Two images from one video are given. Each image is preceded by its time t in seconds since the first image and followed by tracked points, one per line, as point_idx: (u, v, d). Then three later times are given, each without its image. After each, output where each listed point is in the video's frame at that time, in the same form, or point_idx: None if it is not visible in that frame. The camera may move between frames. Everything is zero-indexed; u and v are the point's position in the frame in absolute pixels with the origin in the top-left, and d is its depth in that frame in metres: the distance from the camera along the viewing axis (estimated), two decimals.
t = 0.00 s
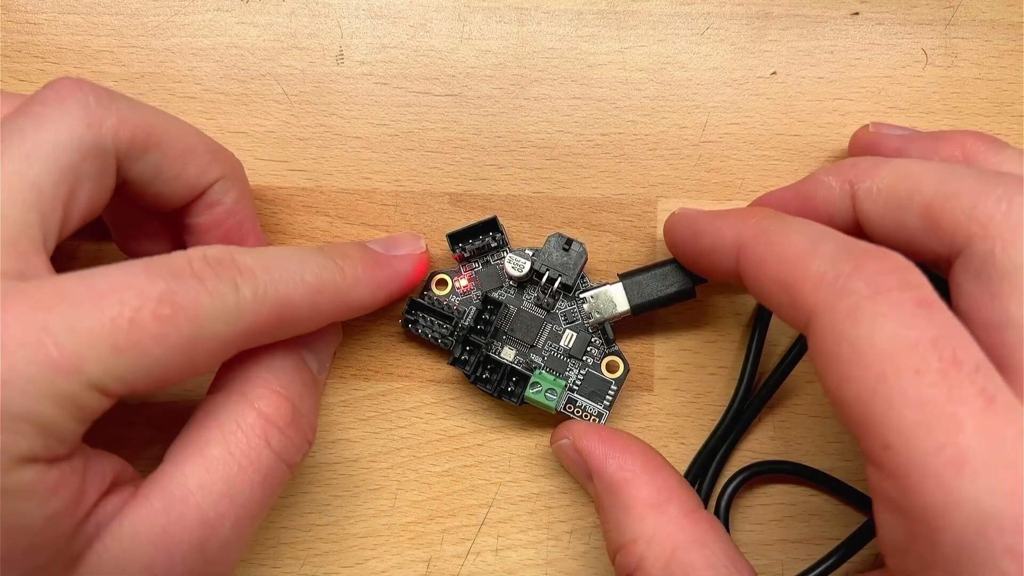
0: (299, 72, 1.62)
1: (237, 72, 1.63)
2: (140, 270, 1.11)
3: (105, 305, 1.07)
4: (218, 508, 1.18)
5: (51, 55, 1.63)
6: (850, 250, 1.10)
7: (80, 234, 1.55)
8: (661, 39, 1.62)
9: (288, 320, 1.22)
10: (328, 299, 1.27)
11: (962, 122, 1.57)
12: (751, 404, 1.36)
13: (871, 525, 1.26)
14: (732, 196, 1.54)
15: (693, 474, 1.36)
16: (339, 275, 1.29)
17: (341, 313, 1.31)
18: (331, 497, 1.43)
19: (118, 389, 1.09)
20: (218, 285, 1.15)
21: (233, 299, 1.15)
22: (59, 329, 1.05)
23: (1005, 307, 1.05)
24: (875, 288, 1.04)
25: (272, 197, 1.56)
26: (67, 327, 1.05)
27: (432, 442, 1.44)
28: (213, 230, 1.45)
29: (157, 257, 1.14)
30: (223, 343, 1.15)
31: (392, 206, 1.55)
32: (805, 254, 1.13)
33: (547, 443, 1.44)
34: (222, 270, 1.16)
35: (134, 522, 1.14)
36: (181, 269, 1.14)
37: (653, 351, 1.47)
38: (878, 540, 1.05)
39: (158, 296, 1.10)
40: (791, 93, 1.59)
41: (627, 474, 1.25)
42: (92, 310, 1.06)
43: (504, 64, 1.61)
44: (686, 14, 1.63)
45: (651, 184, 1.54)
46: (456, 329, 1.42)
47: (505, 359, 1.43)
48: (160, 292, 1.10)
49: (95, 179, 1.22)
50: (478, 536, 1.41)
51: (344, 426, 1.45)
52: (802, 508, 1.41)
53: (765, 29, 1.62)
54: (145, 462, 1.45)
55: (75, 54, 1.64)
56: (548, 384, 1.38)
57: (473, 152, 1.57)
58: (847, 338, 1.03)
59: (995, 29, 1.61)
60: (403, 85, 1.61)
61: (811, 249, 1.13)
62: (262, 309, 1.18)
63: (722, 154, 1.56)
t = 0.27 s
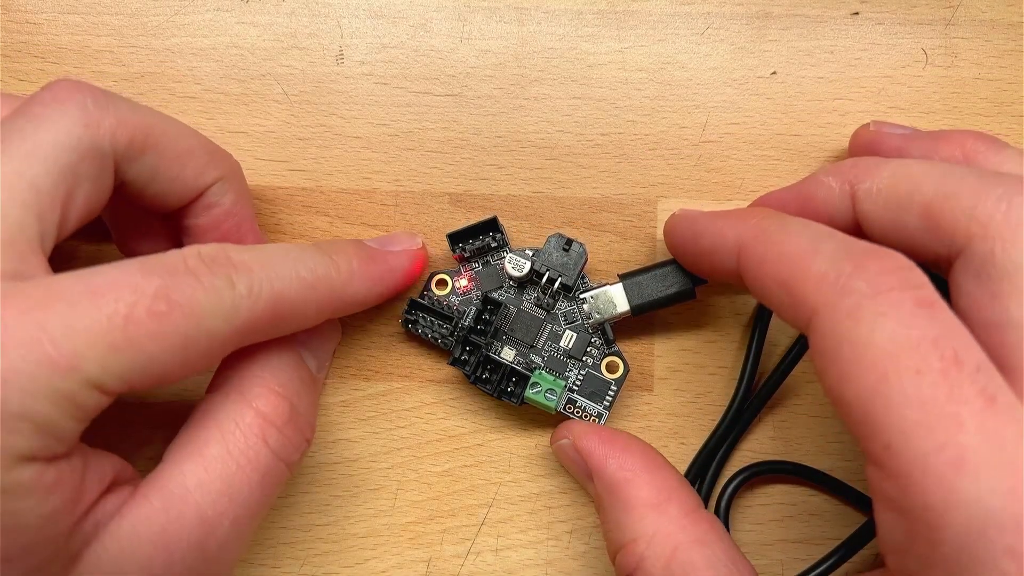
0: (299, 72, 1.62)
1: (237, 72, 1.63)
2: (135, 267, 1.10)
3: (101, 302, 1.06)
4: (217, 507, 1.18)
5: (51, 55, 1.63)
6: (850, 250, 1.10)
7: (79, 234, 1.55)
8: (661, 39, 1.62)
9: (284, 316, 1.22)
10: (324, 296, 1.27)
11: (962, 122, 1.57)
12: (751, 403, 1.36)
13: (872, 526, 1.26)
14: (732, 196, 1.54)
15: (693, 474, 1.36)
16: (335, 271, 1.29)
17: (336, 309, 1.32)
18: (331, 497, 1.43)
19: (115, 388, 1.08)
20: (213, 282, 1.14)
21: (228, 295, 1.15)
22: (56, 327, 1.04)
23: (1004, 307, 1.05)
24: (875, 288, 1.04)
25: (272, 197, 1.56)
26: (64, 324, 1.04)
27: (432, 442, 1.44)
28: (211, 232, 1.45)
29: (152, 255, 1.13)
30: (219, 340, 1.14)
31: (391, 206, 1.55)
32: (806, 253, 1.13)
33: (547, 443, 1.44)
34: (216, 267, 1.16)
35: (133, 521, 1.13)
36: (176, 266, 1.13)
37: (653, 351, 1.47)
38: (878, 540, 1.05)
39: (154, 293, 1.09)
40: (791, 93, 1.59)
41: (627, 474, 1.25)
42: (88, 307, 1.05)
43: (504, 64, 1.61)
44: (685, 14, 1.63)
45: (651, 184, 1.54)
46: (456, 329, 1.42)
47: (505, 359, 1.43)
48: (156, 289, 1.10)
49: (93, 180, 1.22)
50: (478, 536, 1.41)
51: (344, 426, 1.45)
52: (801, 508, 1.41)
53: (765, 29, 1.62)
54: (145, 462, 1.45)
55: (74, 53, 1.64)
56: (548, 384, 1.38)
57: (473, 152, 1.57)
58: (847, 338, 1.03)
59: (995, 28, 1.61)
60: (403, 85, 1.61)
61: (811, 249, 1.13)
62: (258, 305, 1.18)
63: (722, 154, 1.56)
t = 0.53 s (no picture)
0: (299, 73, 1.62)
1: (237, 72, 1.63)
2: (115, 245, 1.10)
3: (81, 280, 1.06)
4: (214, 508, 1.17)
5: (51, 54, 1.63)
6: (851, 249, 1.10)
7: (79, 234, 1.55)
8: (661, 39, 1.62)
9: (268, 284, 1.22)
10: (307, 264, 1.28)
11: (962, 122, 1.57)
12: (751, 403, 1.36)
13: (873, 526, 1.26)
14: (732, 196, 1.54)
15: (693, 473, 1.36)
16: (315, 241, 1.30)
17: (321, 280, 1.33)
18: (331, 497, 1.43)
19: (104, 368, 1.07)
20: (193, 250, 1.14)
21: (209, 262, 1.15)
22: (37, 311, 1.04)
23: (1004, 308, 1.05)
24: (875, 288, 1.04)
25: (272, 197, 1.56)
26: (46, 307, 1.04)
27: (432, 441, 1.44)
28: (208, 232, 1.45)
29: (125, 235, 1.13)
30: (204, 307, 1.13)
31: (391, 206, 1.55)
32: (806, 253, 1.13)
33: (547, 443, 1.44)
34: (196, 237, 1.16)
35: (132, 522, 1.13)
36: (155, 239, 1.13)
37: (653, 351, 1.47)
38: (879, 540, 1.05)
39: (133, 265, 1.09)
40: (791, 93, 1.59)
41: (627, 474, 1.25)
42: (68, 288, 1.05)
43: (504, 64, 1.61)
44: (686, 14, 1.63)
45: (652, 184, 1.54)
46: (456, 330, 1.42)
47: (505, 359, 1.43)
48: (135, 261, 1.09)
49: (84, 178, 1.21)
50: (478, 536, 1.41)
51: (345, 426, 1.45)
52: (802, 508, 1.41)
53: (765, 29, 1.62)
54: (145, 463, 1.45)
55: (75, 53, 1.64)
56: (548, 384, 1.38)
57: (473, 152, 1.57)
58: (847, 337, 1.03)
59: (995, 28, 1.61)
60: (403, 85, 1.61)
61: (812, 249, 1.13)
62: (240, 270, 1.18)
63: (722, 154, 1.56)
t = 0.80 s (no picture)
0: (299, 73, 1.62)
1: (237, 72, 1.62)
2: (92, 233, 1.10)
3: (60, 269, 1.06)
4: (206, 508, 1.15)
5: (51, 55, 1.63)
6: (851, 250, 1.10)
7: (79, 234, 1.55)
8: (661, 39, 1.62)
9: (250, 265, 1.23)
10: (289, 246, 1.29)
11: (962, 122, 1.57)
12: (752, 403, 1.36)
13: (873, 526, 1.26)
14: (732, 196, 1.54)
15: (693, 474, 1.36)
16: (296, 223, 1.31)
17: (303, 262, 1.33)
18: (332, 497, 1.43)
19: (89, 357, 1.07)
20: (172, 234, 1.14)
21: (188, 245, 1.15)
22: (17, 302, 1.04)
23: (1005, 308, 1.05)
24: (875, 289, 1.04)
25: (272, 197, 1.56)
26: (24, 298, 1.04)
27: (432, 441, 1.44)
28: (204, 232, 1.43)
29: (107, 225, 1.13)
30: (186, 291, 1.13)
31: (391, 206, 1.55)
32: (806, 254, 1.13)
33: (547, 443, 1.44)
34: (174, 221, 1.16)
35: (123, 522, 1.11)
36: (133, 225, 1.13)
37: (653, 351, 1.47)
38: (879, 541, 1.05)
39: (111, 251, 1.09)
40: (791, 93, 1.59)
41: (629, 475, 1.25)
42: (47, 277, 1.05)
43: (504, 64, 1.61)
44: (686, 14, 1.63)
45: (652, 184, 1.54)
46: (457, 330, 1.42)
47: (505, 360, 1.43)
48: (113, 247, 1.09)
49: (74, 178, 1.21)
50: (478, 536, 1.41)
51: (345, 426, 1.45)
52: (802, 508, 1.41)
53: (765, 29, 1.62)
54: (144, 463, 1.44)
55: (74, 53, 1.64)
56: (548, 385, 1.38)
57: (473, 152, 1.57)
58: (847, 338, 1.03)
59: (995, 29, 1.61)
60: (403, 85, 1.61)
61: (813, 249, 1.13)
62: (219, 252, 1.18)
63: (722, 154, 1.56)
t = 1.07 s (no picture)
0: (299, 73, 1.62)
1: (237, 72, 1.62)
2: (90, 231, 1.10)
3: (57, 266, 1.06)
4: (205, 508, 1.14)
5: (51, 55, 1.63)
6: (851, 250, 1.10)
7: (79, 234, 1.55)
8: (661, 39, 1.62)
9: (249, 263, 1.23)
10: (288, 244, 1.29)
11: (962, 122, 1.57)
12: (752, 403, 1.36)
13: (874, 526, 1.26)
14: (732, 196, 1.54)
15: (693, 474, 1.36)
16: (295, 222, 1.31)
17: (302, 261, 1.33)
18: (332, 497, 1.43)
19: (87, 355, 1.07)
20: (170, 233, 1.14)
21: (187, 243, 1.15)
22: (15, 300, 1.04)
23: (1004, 309, 1.05)
24: (876, 289, 1.04)
25: (272, 197, 1.56)
26: (21, 297, 1.04)
27: (432, 441, 1.44)
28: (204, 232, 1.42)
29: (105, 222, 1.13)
30: (184, 288, 1.13)
31: (391, 206, 1.55)
32: (806, 254, 1.13)
33: (547, 443, 1.44)
34: (173, 219, 1.16)
35: (122, 520, 1.11)
36: (130, 223, 1.13)
37: (653, 351, 1.47)
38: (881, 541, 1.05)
39: (109, 248, 1.09)
40: (791, 93, 1.59)
41: (628, 475, 1.25)
42: (44, 275, 1.05)
43: (504, 64, 1.61)
44: (686, 14, 1.63)
45: (652, 185, 1.54)
46: (456, 330, 1.42)
47: (505, 360, 1.43)
48: (111, 245, 1.09)
49: (72, 178, 1.21)
50: (478, 536, 1.41)
51: (345, 426, 1.45)
52: (802, 508, 1.41)
53: (765, 29, 1.62)
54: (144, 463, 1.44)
55: (75, 53, 1.64)
56: (548, 385, 1.38)
57: (473, 152, 1.57)
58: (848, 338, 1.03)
59: (994, 29, 1.61)
60: (403, 85, 1.61)
61: (813, 250, 1.13)
62: (218, 250, 1.18)
63: (722, 154, 1.56)
